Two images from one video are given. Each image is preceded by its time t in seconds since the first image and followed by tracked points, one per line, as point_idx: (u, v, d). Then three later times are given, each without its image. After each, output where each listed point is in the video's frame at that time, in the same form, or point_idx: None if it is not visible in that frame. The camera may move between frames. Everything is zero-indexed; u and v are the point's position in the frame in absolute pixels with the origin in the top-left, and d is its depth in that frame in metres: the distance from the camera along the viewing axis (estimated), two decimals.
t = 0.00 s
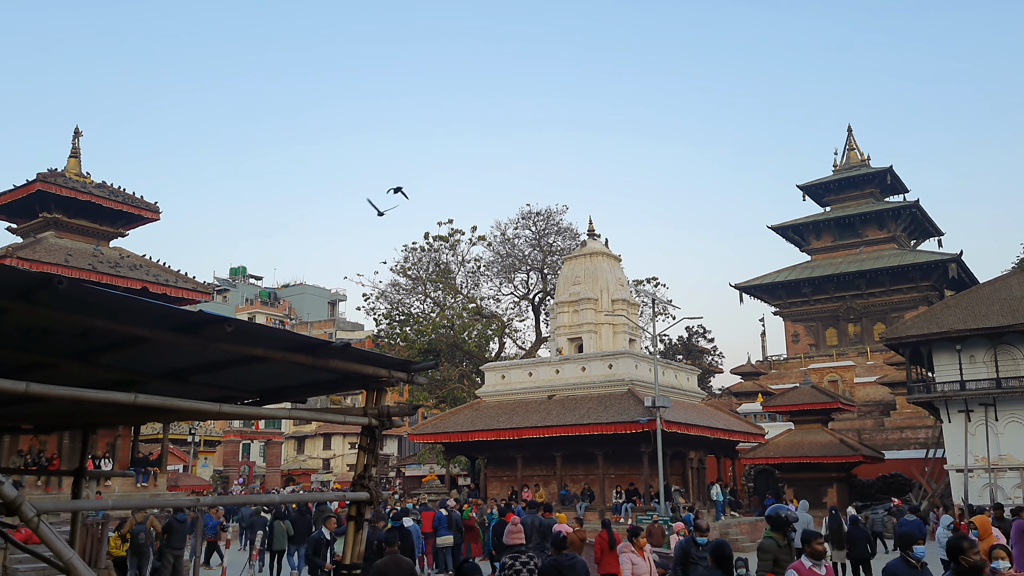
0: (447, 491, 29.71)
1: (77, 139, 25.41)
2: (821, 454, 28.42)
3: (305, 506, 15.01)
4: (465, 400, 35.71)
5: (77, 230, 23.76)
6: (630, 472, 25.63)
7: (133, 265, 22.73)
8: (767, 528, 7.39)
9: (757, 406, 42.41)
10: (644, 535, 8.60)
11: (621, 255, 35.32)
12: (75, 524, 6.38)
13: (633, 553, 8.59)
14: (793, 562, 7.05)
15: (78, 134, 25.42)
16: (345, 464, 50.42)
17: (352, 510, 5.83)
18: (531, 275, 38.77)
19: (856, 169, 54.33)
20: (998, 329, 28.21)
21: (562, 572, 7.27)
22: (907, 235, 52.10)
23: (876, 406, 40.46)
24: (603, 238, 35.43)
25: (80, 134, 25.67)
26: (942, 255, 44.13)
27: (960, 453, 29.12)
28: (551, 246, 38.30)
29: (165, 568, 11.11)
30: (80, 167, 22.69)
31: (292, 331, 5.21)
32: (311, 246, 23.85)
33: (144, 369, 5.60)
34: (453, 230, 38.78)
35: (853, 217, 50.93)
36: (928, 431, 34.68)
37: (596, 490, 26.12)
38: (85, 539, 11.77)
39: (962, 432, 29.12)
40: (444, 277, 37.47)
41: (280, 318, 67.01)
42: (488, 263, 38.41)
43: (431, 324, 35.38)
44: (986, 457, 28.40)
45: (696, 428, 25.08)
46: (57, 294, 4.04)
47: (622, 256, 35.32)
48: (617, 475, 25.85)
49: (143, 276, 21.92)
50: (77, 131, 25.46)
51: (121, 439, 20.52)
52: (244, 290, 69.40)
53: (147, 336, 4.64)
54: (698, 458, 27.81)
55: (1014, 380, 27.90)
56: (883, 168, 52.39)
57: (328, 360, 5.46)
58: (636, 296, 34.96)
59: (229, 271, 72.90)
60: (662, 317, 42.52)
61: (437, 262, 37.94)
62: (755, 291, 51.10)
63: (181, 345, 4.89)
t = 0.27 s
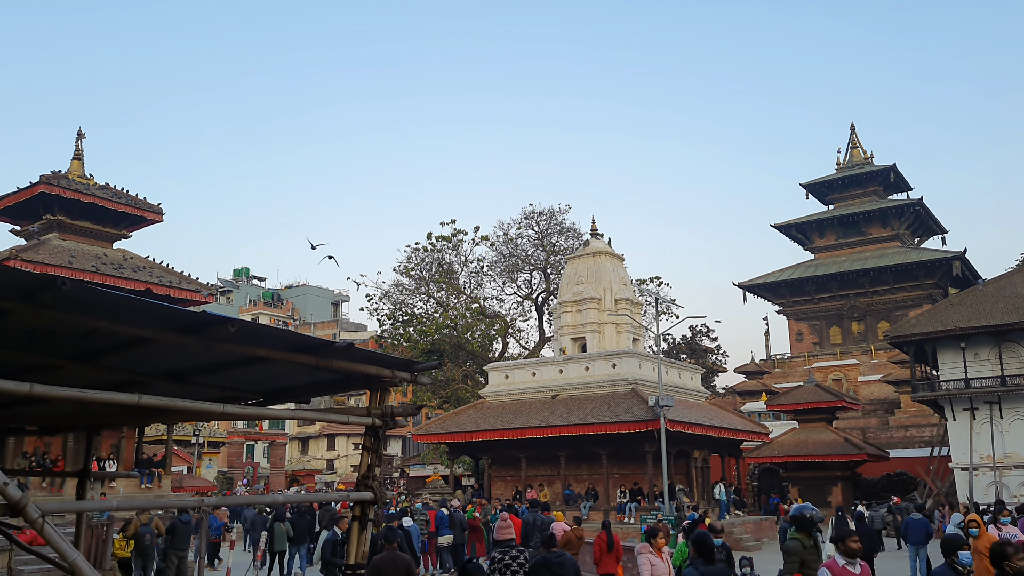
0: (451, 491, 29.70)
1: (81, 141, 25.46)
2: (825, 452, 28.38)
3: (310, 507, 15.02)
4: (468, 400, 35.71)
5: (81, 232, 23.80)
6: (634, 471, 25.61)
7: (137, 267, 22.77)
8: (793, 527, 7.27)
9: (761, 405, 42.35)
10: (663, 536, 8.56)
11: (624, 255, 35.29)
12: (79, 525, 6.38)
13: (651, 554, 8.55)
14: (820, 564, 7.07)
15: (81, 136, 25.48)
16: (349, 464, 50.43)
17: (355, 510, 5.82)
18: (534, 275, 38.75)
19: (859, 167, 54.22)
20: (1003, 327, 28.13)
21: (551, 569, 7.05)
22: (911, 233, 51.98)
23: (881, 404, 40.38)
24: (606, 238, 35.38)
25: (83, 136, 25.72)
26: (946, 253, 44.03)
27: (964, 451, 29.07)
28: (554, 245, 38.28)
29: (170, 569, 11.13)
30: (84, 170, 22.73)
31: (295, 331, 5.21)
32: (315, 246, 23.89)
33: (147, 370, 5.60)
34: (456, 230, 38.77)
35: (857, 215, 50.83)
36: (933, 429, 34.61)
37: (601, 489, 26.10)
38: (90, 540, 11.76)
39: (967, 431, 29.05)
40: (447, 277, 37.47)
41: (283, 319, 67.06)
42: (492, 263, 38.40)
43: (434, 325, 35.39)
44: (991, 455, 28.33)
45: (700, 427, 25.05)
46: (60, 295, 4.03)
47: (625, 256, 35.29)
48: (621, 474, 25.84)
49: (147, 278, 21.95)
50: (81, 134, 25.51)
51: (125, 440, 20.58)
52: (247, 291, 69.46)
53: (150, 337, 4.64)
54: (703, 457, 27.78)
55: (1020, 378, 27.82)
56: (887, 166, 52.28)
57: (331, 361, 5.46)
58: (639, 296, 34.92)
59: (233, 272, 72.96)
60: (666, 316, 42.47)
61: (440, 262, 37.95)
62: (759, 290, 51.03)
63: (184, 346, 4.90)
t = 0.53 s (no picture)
0: (453, 491, 29.67)
1: (82, 143, 25.46)
2: (827, 452, 28.35)
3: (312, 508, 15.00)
4: (470, 400, 35.70)
5: (82, 233, 23.81)
6: (636, 471, 25.60)
7: (138, 268, 22.78)
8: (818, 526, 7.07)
9: (763, 405, 42.31)
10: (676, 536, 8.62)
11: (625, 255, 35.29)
12: (82, 526, 6.39)
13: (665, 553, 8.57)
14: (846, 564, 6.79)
15: (83, 137, 25.48)
16: (350, 465, 50.42)
17: (357, 510, 5.82)
18: (535, 275, 38.74)
19: (860, 166, 54.18)
20: (1004, 326, 28.09)
21: (545, 570, 7.12)
22: (912, 232, 51.93)
23: (882, 404, 40.37)
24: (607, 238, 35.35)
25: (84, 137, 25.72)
26: (947, 252, 43.99)
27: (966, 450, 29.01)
28: (555, 246, 38.28)
29: (172, 570, 11.12)
30: (85, 171, 22.75)
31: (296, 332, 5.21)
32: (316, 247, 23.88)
33: (149, 371, 5.60)
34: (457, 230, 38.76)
35: (858, 215, 50.80)
36: (935, 428, 34.58)
37: (602, 489, 26.10)
38: (92, 541, 11.75)
39: (969, 430, 29.01)
40: (448, 277, 37.46)
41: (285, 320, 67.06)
42: (493, 263, 38.40)
43: (435, 325, 35.39)
44: (993, 454, 28.29)
45: (702, 427, 25.04)
46: (62, 296, 4.04)
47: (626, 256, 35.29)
48: (623, 474, 25.83)
49: (149, 279, 21.95)
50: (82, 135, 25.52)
51: (127, 441, 20.59)
52: (248, 292, 69.46)
53: (152, 338, 4.64)
54: (704, 457, 27.76)
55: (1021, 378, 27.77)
56: (888, 165, 52.24)
57: (333, 361, 5.46)
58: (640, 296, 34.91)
59: (234, 273, 72.92)
60: (667, 316, 42.44)
61: (441, 263, 37.94)
62: (760, 290, 51.01)
63: (185, 347, 4.90)
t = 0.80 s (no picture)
0: (453, 492, 29.67)
1: (82, 143, 25.44)
2: (827, 452, 28.35)
3: (313, 507, 14.98)
4: (470, 400, 35.71)
5: (81, 234, 23.80)
6: (636, 471, 25.60)
7: (138, 268, 22.78)
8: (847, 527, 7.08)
9: (763, 405, 42.30)
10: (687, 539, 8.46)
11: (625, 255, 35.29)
12: (82, 526, 6.39)
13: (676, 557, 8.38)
14: (874, 565, 6.79)
15: (83, 138, 25.46)
16: (351, 465, 50.40)
17: (357, 511, 5.82)
18: (535, 275, 38.74)
19: (860, 167, 54.17)
20: (1004, 327, 28.09)
21: (536, 567, 7.33)
22: (912, 233, 51.92)
23: (883, 404, 40.38)
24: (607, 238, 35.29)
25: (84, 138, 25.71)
26: (947, 252, 43.99)
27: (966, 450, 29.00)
28: (555, 246, 38.27)
29: (172, 570, 11.10)
30: (85, 172, 22.76)
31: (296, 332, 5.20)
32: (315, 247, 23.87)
33: (149, 371, 5.60)
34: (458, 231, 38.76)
35: (858, 215, 50.79)
36: (935, 428, 34.56)
37: (602, 490, 26.10)
38: (92, 542, 11.73)
39: (969, 430, 28.99)
40: (448, 278, 37.46)
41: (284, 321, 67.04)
42: (493, 263, 38.39)
43: (435, 325, 35.39)
44: (993, 454, 28.27)
45: (702, 427, 25.03)
46: (62, 296, 4.03)
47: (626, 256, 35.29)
48: (623, 474, 25.83)
49: (149, 279, 21.94)
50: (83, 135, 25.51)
51: (127, 441, 20.60)
52: (248, 293, 69.44)
53: (151, 338, 4.64)
54: (704, 457, 27.75)
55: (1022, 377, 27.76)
56: (888, 166, 52.23)
57: (333, 361, 5.46)
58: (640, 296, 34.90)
59: (234, 273, 72.90)
60: (668, 317, 42.41)
61: (441, 263, 37.95)
62: (760, 290, 51.01)
63: (185, 347, 4.90)
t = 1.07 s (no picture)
0: (453, 492, 29.67)
1: (83, 143, 25.44)
2: (827, 452, 28.35)
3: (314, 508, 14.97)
4: (470, 401, 35.73)
5: (81, 234, 23.81)
6: (636, 471, 25.60)
7: (138, 268, 22.78)
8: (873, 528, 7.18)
9: (763, 405, 42.32)
10: (701, 538, 8.52)
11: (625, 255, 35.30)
12: (82, 528, 6.38)
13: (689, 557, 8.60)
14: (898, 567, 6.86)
15: (83, 138, 25.47)
16: (351, 466, 50.42)
17: (358, 511, 5.81)
18: (535, 275, 38.74)
19: (860, 166, 54.18)
20: (1004, 326, 28.10)
21: (520, 570, 7.51)
22: (912, 232, 51.93)
23: (883, 403, 40.40)
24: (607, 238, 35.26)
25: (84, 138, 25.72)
26: (947, 252, 44.00)
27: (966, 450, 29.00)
28: (555, 246, 38.28)
29: (173, 571, 11.09)
30: (85, 172, 22.77)
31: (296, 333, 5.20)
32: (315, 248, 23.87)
33: (148, 372, 5.60)
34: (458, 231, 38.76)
35: (858, 215, 50.79)
36: (935, 428, 34.57)
37: (603, 490, 26.10)
38: (93, 542, 11.74)
39: (969, 430, 28.99)
40: (448, 278, 37.46)
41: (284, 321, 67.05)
42: (493, 264, 38.40)
43: (436, 326, 35.40)
44: (994, 454, 28.27)
45: (703, 427, 25.02)
46: (62, 296, 4.03)
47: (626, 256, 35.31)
48: (623, 474, 25.83)
49: (149, 280, 21.95)
50: (83, 136, 25.51)
51: (127, 442, 20.61)
52: (248, 293, 69.47)
53: (151, 339, 4.64)
54: (704, 457, 27.74)
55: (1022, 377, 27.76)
56: (888, 166, 52.25)
57: (333, 362, 5.46)
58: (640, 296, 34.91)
59: (234, 274, 72.88)
60: (668, 317, 42.42)
61: (441, 263, 37.95)
62: (760, 290, 51.02)
63: (185, 348, 4.90)
